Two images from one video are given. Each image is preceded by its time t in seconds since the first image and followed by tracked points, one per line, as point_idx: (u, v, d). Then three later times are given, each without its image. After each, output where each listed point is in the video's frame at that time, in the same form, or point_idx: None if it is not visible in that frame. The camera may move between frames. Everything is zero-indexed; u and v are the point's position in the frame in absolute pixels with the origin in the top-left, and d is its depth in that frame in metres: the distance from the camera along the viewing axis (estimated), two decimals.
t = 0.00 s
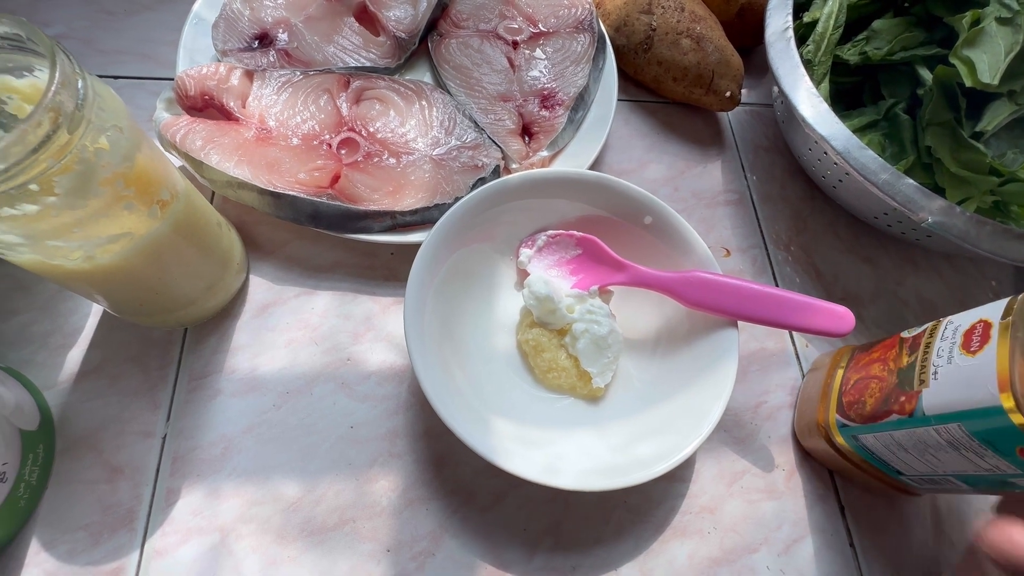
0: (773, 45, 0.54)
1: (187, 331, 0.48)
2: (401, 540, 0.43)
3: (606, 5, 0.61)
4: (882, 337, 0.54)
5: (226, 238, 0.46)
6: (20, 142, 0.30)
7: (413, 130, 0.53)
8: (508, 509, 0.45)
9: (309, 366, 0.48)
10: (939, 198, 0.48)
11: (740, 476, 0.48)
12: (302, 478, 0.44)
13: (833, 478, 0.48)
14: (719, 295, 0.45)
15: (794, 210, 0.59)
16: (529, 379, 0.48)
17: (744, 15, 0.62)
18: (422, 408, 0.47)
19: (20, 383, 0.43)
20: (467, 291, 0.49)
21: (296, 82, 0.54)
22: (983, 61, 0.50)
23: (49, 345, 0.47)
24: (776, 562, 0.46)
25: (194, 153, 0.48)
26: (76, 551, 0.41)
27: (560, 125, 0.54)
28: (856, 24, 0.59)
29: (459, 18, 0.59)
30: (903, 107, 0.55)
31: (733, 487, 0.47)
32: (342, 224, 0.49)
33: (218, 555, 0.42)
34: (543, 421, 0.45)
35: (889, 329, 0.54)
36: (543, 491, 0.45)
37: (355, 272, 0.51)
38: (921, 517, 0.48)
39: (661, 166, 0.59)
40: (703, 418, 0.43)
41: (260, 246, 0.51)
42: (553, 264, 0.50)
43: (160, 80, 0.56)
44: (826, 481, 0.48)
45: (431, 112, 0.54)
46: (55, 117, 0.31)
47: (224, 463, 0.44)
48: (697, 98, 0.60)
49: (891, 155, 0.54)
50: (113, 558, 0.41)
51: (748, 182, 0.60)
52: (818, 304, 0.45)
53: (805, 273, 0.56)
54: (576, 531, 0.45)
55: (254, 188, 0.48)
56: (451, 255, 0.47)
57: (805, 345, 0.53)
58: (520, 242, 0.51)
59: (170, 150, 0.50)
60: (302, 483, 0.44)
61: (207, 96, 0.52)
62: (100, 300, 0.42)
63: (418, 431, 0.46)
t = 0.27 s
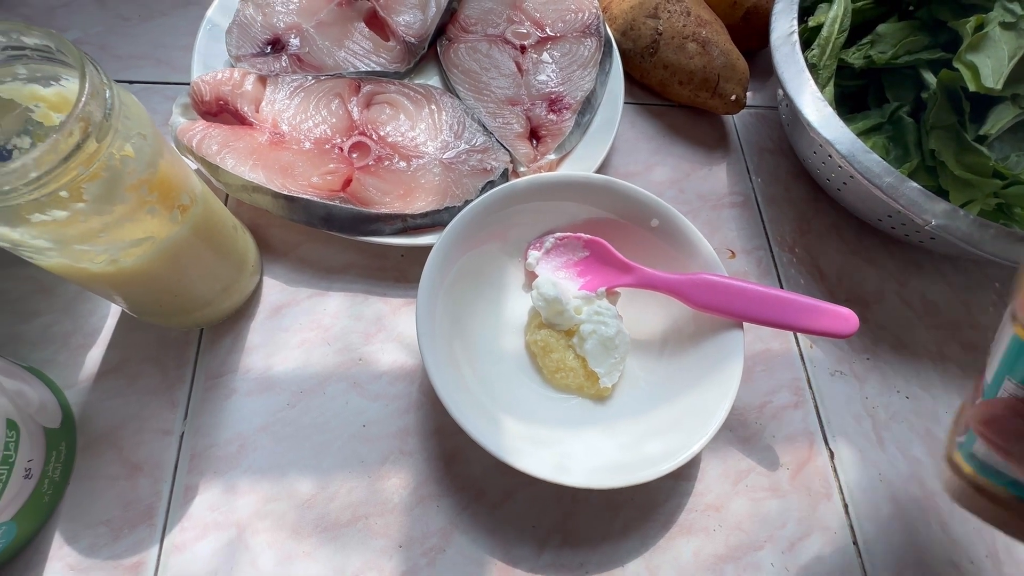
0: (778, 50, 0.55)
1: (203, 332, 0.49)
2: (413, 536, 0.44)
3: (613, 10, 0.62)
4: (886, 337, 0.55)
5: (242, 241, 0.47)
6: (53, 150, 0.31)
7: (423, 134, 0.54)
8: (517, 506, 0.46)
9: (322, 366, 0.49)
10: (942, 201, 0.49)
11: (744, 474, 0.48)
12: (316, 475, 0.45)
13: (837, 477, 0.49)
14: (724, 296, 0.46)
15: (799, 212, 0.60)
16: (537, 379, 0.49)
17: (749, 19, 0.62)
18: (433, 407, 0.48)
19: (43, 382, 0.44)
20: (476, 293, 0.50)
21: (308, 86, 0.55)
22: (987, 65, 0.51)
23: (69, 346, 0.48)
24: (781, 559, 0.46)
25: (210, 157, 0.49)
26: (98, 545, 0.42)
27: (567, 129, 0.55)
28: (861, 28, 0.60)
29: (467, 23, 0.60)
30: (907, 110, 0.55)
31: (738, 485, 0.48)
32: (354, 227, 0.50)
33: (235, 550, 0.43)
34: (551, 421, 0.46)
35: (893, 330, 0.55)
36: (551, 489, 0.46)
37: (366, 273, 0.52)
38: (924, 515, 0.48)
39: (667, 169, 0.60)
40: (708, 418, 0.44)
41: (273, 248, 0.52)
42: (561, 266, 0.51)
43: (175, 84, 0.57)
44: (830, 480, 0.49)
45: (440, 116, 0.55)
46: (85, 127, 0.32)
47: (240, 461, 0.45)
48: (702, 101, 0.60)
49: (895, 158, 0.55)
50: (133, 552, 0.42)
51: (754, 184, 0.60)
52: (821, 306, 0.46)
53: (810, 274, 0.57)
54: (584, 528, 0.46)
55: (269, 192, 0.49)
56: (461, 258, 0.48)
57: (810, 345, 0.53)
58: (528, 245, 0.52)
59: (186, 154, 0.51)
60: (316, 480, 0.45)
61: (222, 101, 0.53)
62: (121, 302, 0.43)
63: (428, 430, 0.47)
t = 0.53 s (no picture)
0: (772, 49, 0.55)
1: (202, 329, 0.50)
2: (409, 530, 0.45)
3: (609, 9, 0.62)
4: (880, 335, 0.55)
5: (240, 239, 0.47)
6: (52, 150, 0.32)
7: (420, 133, 0.55)
8: (511, 501, 0.46)
9: (320, 362, 0.49)
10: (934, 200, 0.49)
11: (737, 471, 0.49)
12: (313, 471, 0.46)
13: (829, 473, 0.50)
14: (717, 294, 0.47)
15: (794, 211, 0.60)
16: (532, 376, 0.50)
17: (745, 18, 0.63)
18: (429, 404, 0.49)
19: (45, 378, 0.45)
20: (472, 291, 0.51)
21: (306, 86, 0.55)
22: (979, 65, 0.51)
23: (70, 343, 0.49)
24: (772, 554, 0.47)
25: (208, 157, 0.50)
26: (99, 539, 0.43)
27: (563, 128, 0.56)
28: (856, 27, 0.60)
29: (464, 23, 0.60)
30: (901, 110, 0.56)
31: (730, 481, 0.49)
32: (351, 226, 0.50)
33: (233, 544, 0.44)
34: (545, 417, 0.47)
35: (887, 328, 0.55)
36: (545, 484, 0.47)
37: (364, 271, 0.53)
38: (915, 512, 0.49)
39: (662, 168, 0.60)
40: (700, 414, 0.44)
41: (271, 247, 0.53)
42: (556, 264, 0.52)
43: (174, 84, 0.58)
44: (822, 476, 0.49)
45: (437, 116, 0.55)
46: (84, 127, 0.32)
47: (238, 456, 0.46)
48: (698, 100, 0.61)
49: (888, 157, 0.55)
50: (133, 546, 0.43)
51: (749, 183, 0.61)
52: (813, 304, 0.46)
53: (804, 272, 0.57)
54: (578, 523, 0.46)
55: (266, 191, 0.50)
56: (456, 256, 0.49)
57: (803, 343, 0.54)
58: (524, 243, 0.52)
59: (185, 153, 0.51)
60: (313, 475, 0.46)
61: (220, 100, 0.53)
62: (120, 299, 0.43)
63: (424, 426, 0.48)
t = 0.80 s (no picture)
0: (774, 45, 0.55)
1: (199, 328, 0.50)
2: (407, 530, 0.45)
3: (609, 5, 0.61)
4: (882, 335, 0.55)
5: (237, 238, 0.47)
6: (43, 148, 0.31)
7: (418, 131, 0.54)
8: (510, 502, 0.46)
9: (317, 361, 0.49)
10: (937, 198, 0.49)
11: (737, 471, 0.49)
12: (311, 470, 0.46)
13: (830, 474, 0.49)
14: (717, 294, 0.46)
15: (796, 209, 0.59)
16: (531, 375, 0.49)
17: (747, 14, 0.62)
18: (427, 403, 0.48)
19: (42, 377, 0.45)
20: (470, 289, 0.50)
21: (303, 83, 0.55)
22: (984, 61, 0.50)
23: (67, 342, 0.49)
24: (772, 555, 0.47)
25: (205, 155, 0.50)
26: (96, 538, 0.43)
27: (562, 126, 0.55)
28: (859, 23, 0.59)
29: (463, 19, 0.60)
30: (904, 107, 0.55)
31: (730, 482, 0.48)
32: (349, 224, 0.50)
33: (231, 543, 0.44)
34: (544, 417, 0.47)
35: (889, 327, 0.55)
36: (544, 485, 0.47)
37: (362, 270, 0.53)
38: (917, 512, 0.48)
39: (663, 166, 0.60)
40: (700, 415, 0.44)
41: (269, 245, 0.53)
42: (555, 263, 0.51)
43: (171, 81, 0.57)
44: (823, 476, 0.49)
45: (436, 113, 0.55)
46: (76, 125, 0.32)
47: (236, 455, 0.46)
48: (699, 97, 0.60)
49: (891, 155, 0.54)
50: (130, 546, 0.43)
51: (750, 181, 0.60)
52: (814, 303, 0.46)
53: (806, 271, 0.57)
54: (577, 524, 0.46)
55: (264, 189, 0.49)
56: (455, 254, 0.48)
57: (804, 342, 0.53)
58: (523, 241, 0.52)
59: (183, 151, 0.51)
60: (311, 474, 0.46)
61: (218, 98, 0.53)
62: (117, 298, 0.43)
63: (422, 426, 0.48)
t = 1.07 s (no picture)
0: (775, 45, 0.55)
1: (200, 328, 0.50)
2: (407, 530, 0.45)
3: (610, 5, 0.61)
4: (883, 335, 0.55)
5: (238, 239, 0.47)
6: (45, 151, 0.31)
7: (418, 131, 0.54)
8: (510, 502, 0.46)
9: (318, 361, 0.49)
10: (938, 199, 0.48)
11: (737, 471, 0.49)
12: (312, 470, 0.46)
13: (830, 474, 0.49)
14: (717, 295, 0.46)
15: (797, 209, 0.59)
16: (531, 375, 0.49)
17: (748, 14, 0.62)
18: (427, 403, 0.48)
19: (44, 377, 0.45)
20: (471, 289, 0.51)
21: (304, 83, 0.55)
22: (986, 61, 0.50)
23: (68, 341, 0.49)
24: (772, 555, 0.47)
25: (206, 155, 0.50)
26: (98, 537, 0.43)
27: (563, 126, 0.55)
28: (861, 23, 0.59)
29: (464, 19, 0.59)
30: (906, 106, 0.55)
31: (730, 482, 0.48)
32: (349, 224, 0.50)
33: (232, 543, 0.44)
34: (544, 418, 0.47)
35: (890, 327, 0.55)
36: (544, 485, 0.47)
37: (363, 270, 0.53)
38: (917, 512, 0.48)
39: (664, 166, 0.60)
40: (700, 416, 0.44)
41: (270, 246, 0.53)
42: (556, 263, 0.51)
43: (172, 81, 0.57)
44: (823, 476, 0.49)
45: (436, 113, 0.55)
46: (77, 127, 0.32)
47: (237, 455, 0.46)
48: (700, 97, 0.60)
49: (893, 154, 0.54)
50: (132, 545, 0.43)
51: (751, 180, 0.60)
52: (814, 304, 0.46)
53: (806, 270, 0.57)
54: (577, 524, 0.46)
55: (265, 190, 0.49)
56: (455, 254, 0.48)
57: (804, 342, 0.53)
58: (523, 241, 0.52)
59: (183, 152, 0.51)
60: (312, 474, 0.46)
61: (218, 98, 0.53)
62: (119, 299, 0.43)
63: (423, 426, 0.48)
